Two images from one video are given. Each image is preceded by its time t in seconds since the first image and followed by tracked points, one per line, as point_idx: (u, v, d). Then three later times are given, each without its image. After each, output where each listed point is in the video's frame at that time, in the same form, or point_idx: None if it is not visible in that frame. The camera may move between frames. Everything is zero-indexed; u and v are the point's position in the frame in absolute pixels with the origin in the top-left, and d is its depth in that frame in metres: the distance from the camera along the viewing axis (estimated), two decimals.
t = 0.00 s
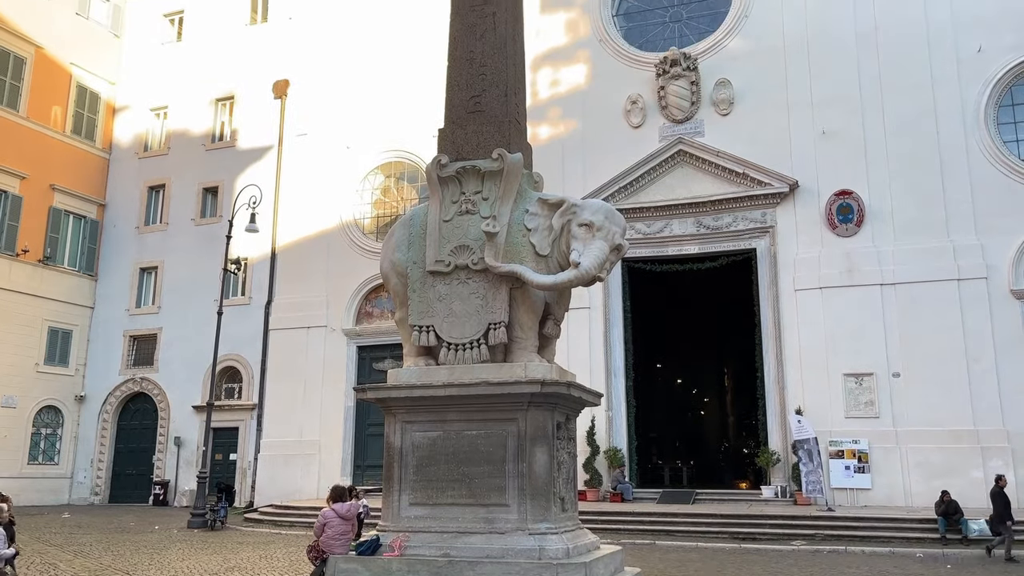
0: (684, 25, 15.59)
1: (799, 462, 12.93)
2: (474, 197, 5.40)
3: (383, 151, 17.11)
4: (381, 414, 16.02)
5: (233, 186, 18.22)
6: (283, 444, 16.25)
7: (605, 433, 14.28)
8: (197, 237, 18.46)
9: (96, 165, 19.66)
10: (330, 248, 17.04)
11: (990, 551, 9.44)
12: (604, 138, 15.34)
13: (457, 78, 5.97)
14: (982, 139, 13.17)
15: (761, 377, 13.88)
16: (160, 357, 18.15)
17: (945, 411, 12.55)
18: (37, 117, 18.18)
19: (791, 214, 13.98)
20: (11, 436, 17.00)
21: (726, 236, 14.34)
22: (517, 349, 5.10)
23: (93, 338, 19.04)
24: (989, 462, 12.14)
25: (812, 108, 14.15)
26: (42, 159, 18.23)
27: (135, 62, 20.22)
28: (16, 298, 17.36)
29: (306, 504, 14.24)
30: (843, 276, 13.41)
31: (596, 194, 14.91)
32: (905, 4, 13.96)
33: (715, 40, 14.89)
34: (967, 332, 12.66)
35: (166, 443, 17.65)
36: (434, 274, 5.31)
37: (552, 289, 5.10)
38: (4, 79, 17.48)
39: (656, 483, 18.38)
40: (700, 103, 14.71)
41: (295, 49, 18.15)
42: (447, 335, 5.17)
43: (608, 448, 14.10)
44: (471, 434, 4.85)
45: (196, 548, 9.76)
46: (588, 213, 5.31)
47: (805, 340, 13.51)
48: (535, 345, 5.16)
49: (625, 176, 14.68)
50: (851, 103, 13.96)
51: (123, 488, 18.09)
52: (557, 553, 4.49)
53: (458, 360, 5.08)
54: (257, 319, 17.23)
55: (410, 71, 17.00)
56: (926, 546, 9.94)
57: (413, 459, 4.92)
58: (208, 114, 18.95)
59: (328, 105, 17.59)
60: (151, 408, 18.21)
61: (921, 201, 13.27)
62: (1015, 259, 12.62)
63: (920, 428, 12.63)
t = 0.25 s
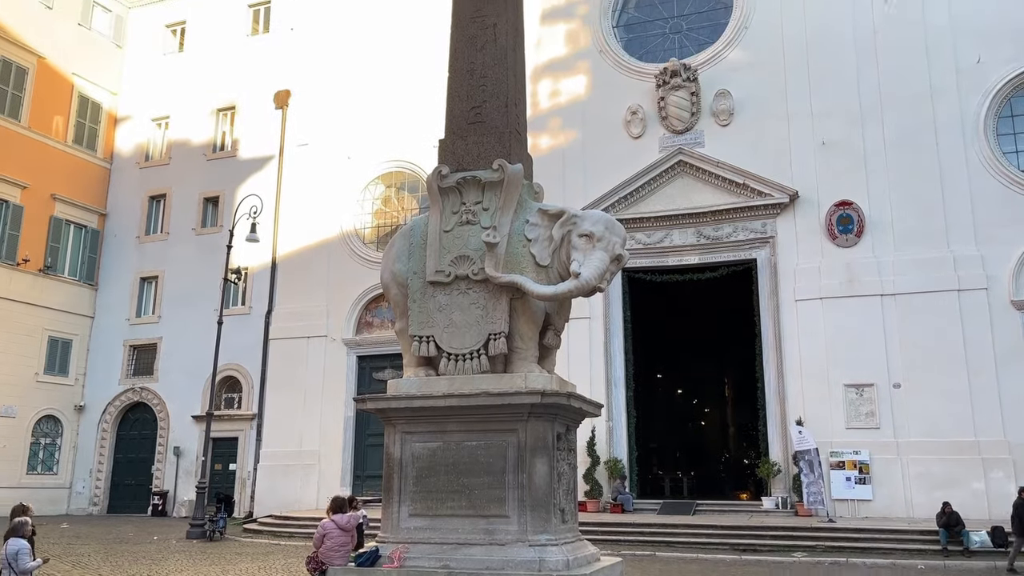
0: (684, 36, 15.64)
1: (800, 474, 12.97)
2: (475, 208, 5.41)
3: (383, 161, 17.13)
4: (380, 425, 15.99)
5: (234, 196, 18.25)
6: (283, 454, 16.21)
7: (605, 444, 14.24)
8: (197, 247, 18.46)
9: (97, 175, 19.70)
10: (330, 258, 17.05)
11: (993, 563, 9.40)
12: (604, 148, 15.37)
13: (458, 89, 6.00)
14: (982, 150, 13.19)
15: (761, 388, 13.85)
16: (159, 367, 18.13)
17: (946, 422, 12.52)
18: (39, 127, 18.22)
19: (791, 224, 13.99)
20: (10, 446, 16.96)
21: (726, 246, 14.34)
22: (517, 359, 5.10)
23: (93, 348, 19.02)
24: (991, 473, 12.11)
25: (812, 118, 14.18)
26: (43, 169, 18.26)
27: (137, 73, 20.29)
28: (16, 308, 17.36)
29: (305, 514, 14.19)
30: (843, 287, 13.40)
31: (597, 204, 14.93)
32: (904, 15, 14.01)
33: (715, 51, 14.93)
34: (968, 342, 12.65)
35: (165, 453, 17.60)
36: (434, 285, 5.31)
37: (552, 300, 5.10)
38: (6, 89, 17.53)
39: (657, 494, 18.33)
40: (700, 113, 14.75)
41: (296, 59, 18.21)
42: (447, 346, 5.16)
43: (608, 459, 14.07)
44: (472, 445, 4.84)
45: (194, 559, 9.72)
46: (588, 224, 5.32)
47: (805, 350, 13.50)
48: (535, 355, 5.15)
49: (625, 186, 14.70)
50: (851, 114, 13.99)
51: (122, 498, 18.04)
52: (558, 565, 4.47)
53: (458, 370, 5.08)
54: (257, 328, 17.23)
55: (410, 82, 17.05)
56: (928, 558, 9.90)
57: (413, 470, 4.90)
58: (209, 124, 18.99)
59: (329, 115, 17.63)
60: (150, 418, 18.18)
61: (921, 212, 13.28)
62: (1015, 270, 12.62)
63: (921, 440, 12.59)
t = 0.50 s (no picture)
0: (684, 48, 15.69)
1: (800, 485, 12.90)
2: (475, 218, 5.41)
3: (384, 171, 17.15)
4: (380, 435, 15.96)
5: (234, 205, 18.27)
6: (282, 465, 16.17)
7: (605, 455, 14.20)
8: (197, 257, 18.47)
9: (98, 185, 19.73)
10: (330, 268, 17.05)
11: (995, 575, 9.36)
12: (604, 159, 15.40)
13: (459, 100, 6.01)
14: (981, 161, 13.22)
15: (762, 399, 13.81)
16: (159, 377, 18.11)
17: (947, 434, 12.50)
18: (40, 137, 18.27)
19: (791, 235, 13.99)
20: (8, 456, 16.92)
21: (726, 257, 14.34)
22: (517, 369, 5.10)
23: (92, 358, 19.00)
24: (992, 485, 12.08)
25: (812, 129, 14.21)
26: (44, 179, 18.30)
27: (138, 83, 20.35)
28: (16, 317, 17.35)
29: (304, 525, 14.15)
30: (844, 297, 13.40)
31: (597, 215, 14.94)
32: (903, 27, 14.06)
33: (715, 62, 14.98)
34: (968, 353, 12.64)
35: (164, 463, 17.56)
36: (434, 295, 5.31)
37: (552, 310, 5.10)
38: (8, 99, 17.57)
39: (657, 505, 18.28)
40: (700, 124, 14.78)
41: (297, 69, 18.27)
42: (447, 356, 5.16)
43: (608, 469, 14.03)
44: (471, 455, 4.83)
45: (192, 571, 9.68)
46: (588, 235, 5.33)
47: (806, 361, 13.48)
48: (535, 366, 5.15)
49: (625, 197, 14.71)
50: (850, 126, 14.02)
51: (120, 508, 17.98)
52: None
53: (458, 381, 5.07)
54: (257, 338, 17.22)
55: (411, 92, 17.10)
56: (929, 570, 9.86)
57: (412, 481, 4.89)
58: (210, 134, 19.03)
59: (329, 125, 17.68)
60: (149, 428, 18.15)
61: (921, 223, 13.30)
62: (1015, 281, 12.62)
63: (921, 451, 12.57)
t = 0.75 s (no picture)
0: (684, 59, 15.74)
1: (800, 496, 12.86)
2: (475, 229, 5.42)
3: (384, 181, 17.18)
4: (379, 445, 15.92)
5: (234, 215, 18.29)
6: (281, 475, 16.13)
7: (605, 466, 14.17)
8: (197, 267, 18.48)
9: (99, 195, 19.76)
10: (330, 277, 17.05)
11: None
12: (604, 169, 15.43)
13: (459, 111, 6.04)
14: (980, 173, 13.24)
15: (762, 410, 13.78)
16: (158, 386, 18.09)
17: (947, 445, 12.48)
18: (42, 146, 18.32)
19: (791, 246, 14.00)
20: (7, 465, 16.89)
21: (726, 267, 14.35)
22: (516, 380, 5.09)
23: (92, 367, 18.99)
24: (992, 497, 12.06)
25: (812, 141, 14.25)
26: (45, 188, 18.33)
27: (140, 93, 20.42)
28: (16, 327, 17.36)
29: (303, 535, 14.10)
30: (844, 308, 13.40)
31: (597, 225, 14.95)
32: (902, 39, 14.11)
33: (715, 73, 15.02)
34: (968, 365, 12.63)
35: (162, 473, 17.51)
36: (434, 306, 5.32)
37: (552, 321, 5.10)
38: (9, 109, 17.63)
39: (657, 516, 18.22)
40: (700, 135, 14.82)
41: (298, 80, 18.33)
42: (447, 367, 5.15)
43: (608, 480, 13.99)
44: (471, 467, 4.82)
45: None
46: (588, 246, 5.33)
47: (806, 372, 13.47)
48: (535, 377, 5.15)
49: (625, 207, 14.73)
50: (850, 137, 14.06)
51: (119, 518, 17.93)
52: None
53: (458, 392, 5.07)
54: (256, 348, 17.20)
55: (412, 103, 17.15)
56: None
57: (412, 492, 4.88)
58: (211, 143, 19.07)
59: (330, 135, 17.72)
60: (148, 438, 18.12)
61: (921, 235, 13.32)
62: (1015, 293, 12.62)
63: (922, 462, 12.54)
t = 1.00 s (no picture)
0: (684, 70, 15.79)
1: (801, 508, 12.72)
2: (475, 240, 5.43)
3: (385, 191, 17.19)
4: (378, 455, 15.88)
5: (235, 225, 18.31)
6: (280, 485, 16.09)
7: (605, 476, 14.13)
8: (197, 276, 18.48)
9: (101, 204, 19.79)
10: (330, 287, 17.05)
11: None
12: (605, 180, 15.45)
13: (459, 122, 6.05)
14: (980, 184, 13.26)
15: (762, 420, 13.76)
16: (157, 395, 18.06)
17: (948, 457, 12.44)
18: (43, 156, 18.36)
19: (791, 257, 14.01)
20: (5, 475, 16.86)
21: (726, 278, 14.35)
22: (516, 391, 5.09)
23: (91, 376, 18.96)
24: (993, 509, 12.03)
25: (811, 152, 14.28)
26: (46, 197, 18.36)
27: (142, 103, 20.48)
28: (16, 335, 17.35)
29: (302, 546, 14.06)
30: (843, 319, 13.40)
31: (597, 236, 14.97)
32: (901, 51, 14.16)
33: (715, 85, 15.06)
34: (969, 376, 12.62)
35: (161, 483, 17.46)
36: (434, 316, 5.32)
37: (552, 332, 5.10)
38: (11, 118, 17.68)
39: (657, 528, 18.19)
40: (700, 146, 14.84)
41: (299, 90, 18.38)
42: (447, 377, 5.15)
43: (608, 491, 13.95)
44: (470, 478, 4.81)
45: None
46: (588, 256, 5.34)
47: (806, 383, 13.45)
48: (535, 387, 5.14)
49: (625, 218, 14.75)
50: (850, 148, 14.09)
51: (117, 528, 17.88)
52: None
53: (457, 402, 5.06)
54: (256, 357, 17.20)
55: (413, 113, 17.20)
56: None
57: (410, 502, 4.87)
58: (212, 153, 19.10)
59: (331, 145, 17.76)
60: (147, 447, 18.08)
61: (920, 246, 13.33)
62: (1015, 304, 12.62)
63: (922, 474, 12.51)
